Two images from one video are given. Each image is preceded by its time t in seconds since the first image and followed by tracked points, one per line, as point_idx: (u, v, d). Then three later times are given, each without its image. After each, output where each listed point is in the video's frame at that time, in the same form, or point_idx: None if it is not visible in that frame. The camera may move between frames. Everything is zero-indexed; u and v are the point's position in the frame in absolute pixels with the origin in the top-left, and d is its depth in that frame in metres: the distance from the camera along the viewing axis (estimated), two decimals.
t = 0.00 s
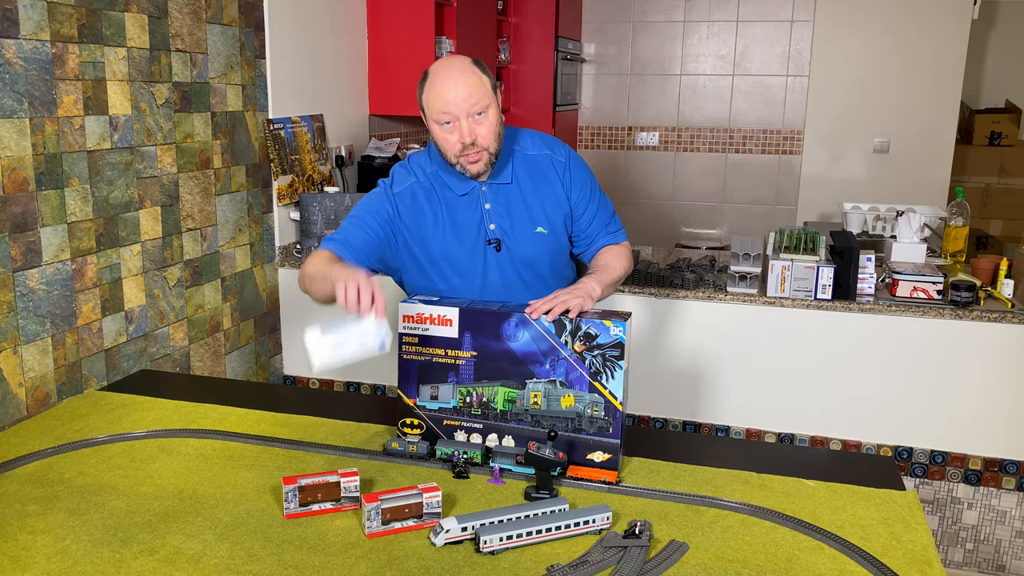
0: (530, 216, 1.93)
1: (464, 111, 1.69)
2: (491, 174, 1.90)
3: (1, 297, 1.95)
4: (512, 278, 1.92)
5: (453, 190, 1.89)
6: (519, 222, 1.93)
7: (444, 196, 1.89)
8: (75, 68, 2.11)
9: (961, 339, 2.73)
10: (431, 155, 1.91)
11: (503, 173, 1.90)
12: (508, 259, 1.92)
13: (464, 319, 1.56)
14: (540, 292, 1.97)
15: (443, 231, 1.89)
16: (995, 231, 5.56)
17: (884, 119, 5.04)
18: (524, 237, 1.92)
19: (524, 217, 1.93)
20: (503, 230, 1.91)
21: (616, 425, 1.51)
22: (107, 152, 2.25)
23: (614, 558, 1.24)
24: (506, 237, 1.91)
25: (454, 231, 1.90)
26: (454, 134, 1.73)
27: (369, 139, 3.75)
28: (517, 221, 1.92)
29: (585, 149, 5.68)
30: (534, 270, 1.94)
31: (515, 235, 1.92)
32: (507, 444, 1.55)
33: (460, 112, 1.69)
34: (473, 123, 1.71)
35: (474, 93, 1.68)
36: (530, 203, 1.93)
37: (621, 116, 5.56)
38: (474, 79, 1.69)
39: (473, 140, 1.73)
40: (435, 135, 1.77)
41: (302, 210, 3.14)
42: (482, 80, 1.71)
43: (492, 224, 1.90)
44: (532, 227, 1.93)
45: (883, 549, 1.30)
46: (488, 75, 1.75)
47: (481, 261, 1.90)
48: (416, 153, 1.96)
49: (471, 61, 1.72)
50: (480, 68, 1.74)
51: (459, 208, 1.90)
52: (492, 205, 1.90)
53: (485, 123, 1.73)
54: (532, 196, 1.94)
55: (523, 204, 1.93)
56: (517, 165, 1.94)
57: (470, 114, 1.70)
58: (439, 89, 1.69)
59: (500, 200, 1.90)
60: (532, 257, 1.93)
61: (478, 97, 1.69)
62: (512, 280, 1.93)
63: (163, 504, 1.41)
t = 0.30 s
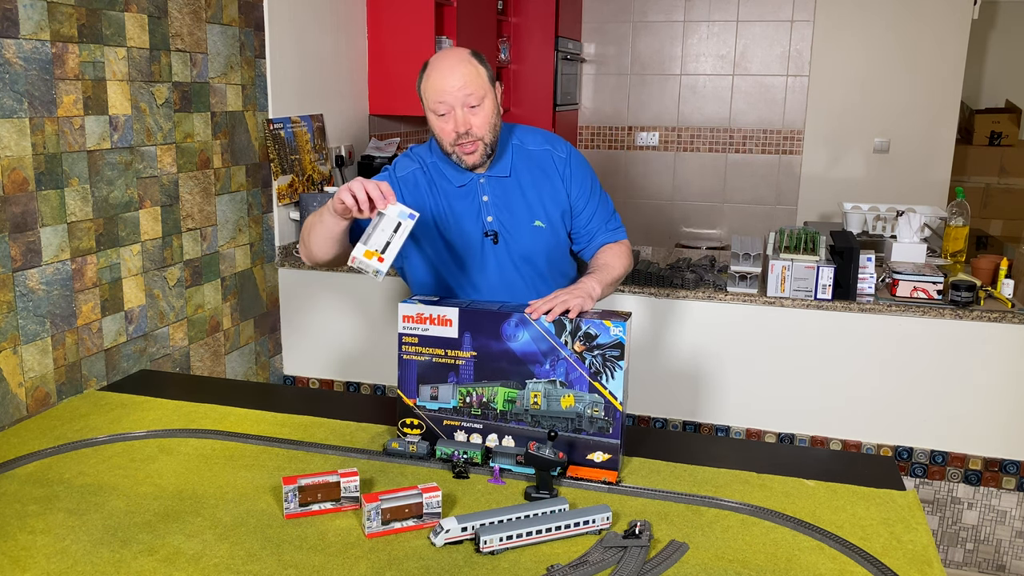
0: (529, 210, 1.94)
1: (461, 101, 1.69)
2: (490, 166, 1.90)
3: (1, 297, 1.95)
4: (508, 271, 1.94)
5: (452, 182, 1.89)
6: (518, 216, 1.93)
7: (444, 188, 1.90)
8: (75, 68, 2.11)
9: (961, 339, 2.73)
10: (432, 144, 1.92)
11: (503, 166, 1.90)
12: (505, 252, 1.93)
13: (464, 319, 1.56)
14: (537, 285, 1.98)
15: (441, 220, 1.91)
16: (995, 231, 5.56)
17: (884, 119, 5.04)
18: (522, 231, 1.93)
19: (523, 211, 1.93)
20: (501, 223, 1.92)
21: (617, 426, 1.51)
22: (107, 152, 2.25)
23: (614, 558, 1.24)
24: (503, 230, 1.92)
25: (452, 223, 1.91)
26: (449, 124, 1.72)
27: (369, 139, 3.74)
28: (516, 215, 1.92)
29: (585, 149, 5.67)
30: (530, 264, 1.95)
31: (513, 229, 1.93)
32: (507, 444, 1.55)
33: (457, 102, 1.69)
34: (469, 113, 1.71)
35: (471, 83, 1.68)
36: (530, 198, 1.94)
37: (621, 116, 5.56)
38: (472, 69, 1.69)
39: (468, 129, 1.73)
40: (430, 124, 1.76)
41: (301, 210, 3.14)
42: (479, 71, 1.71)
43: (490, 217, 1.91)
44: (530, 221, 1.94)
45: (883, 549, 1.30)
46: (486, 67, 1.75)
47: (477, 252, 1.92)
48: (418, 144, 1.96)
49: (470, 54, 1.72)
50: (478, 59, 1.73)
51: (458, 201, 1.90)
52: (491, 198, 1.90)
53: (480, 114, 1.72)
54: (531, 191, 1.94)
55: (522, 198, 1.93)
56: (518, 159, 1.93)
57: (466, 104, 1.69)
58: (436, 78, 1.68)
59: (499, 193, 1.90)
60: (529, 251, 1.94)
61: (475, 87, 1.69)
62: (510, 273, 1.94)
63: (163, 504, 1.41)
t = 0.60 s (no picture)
0: (531, 209, 1.94)
1: (466, 99, 1.69)
2: (493, 164, 1.90)
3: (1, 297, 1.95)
4: (509, 269, 1.94)
5: (454, 180, 1.89)
6: (520, 214, 1.93)
7: (446, 185, 1.90)
8: (75, 68, 2.11)
9: (961, 339, 2.73)
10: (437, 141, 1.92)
11: (505, 165, 1.90)
12: (505, 250, 1.93)
13: (464, 319, 1.56)
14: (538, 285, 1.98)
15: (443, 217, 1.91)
16: (995, 231, 5.56)
17: (884, 119, 5.04)
18: (523, 229, 1.93)
19: (525, 209, 1.93)
20: (502, 222, 1.92)
21: (617, 426, 1.51)
22: (107, 152, 2.25)
23: (614, 558, 1.24)
24: (505, 229, 1.92)
25: (453, 220, 1.91)
26: (453, 121, 1.72)
27: (369, 139, 3.74)
28: (518, 214, 1.93)
29: (585, 149, 5.67)
30: (531, 263, 1.95)
31: (515, 227, 1.93)
32: (507, 444, 1.55)
33: (461, 101, 1.69)
34: (473, 112, 1.71)
35: (476, 82, 1.68)
36: (532, 197, 1.94)
37: (621, 116, 5.56)
38: (478, 68, 1.69)
39: (471, 128, 1.73)
40: (433, 120, 1.76)
41: (301, 210, 3.14)
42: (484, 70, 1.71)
43: (492, 215, 1.91)
44: (532, 220, 1.94)
45: (883, 549, 1.30)
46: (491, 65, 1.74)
47: (478, 250, 1.92)
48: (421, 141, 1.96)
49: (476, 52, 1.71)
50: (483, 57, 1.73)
51: (460, 198, 1.90)
52: (493, 196, 1.90)
53: (485, 113, 1.73)
54: (534, 189, 1.94)
55: (524, 197, 1.93)
56: (520, 158, 1.93)
57: (470, 103, 1.70)
58: (441, 76, 1.68)
59: (501, 191, 1.90)
60: (530, 250, 1.94)
61: (480, 86, 1.69)
62: (510, 273, 1.94)
63: (163, 504, 1.41)
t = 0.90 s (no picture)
0: (532, 213, 1.94)
1: (467, 115, 1.69)
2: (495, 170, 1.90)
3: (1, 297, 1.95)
4: (512, 274, 1.94)
5: (456, 186, 1.89)
6: (521, 219, 1.93)
7: (448, 191, 1.90)
8: (75, 68, 2.11)
9: (962, 339, 2.73)
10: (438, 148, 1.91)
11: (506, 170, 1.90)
12: (508, 256, 1.93)
13: (464, 319, 1.55)
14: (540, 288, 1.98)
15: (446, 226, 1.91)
16: (995, 231, 5.56)
17: (884, 120, 5.04)
18: (525, 234, 1.93)
19: (527, 214, 1.93)
20: (504, 227, 1.92)
21: (617, 426, 1.51)
22: (107, 152, 2.25)
23: (614, 558, 1.24)
24: (507, 233, 1.92)
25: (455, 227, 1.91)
26: (453, 135, 1.72)
27: (369, 139, 3.74)
28: (519, 218, 1.93)
29: (585, 149, 5.67)
30: (534, 267, 1.95)
31: (517, 232, 1.93)
32: (507, 444, 1.55)
33: (462, 116, 1.69)
34: (473, 127, 1.71)
35: (476, 98, 1.68)
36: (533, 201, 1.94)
37: (621, 116, 5.56)
38: (479, 83, 1.69)
39: (472, 143, 1.73)
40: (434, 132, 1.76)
41: (302, 210, 3.15)
42: (486, 84, 1.70)
43: (494, 220, 1.91)
44: (533, 224, 1.94)
45: (883, 549, 1.30)
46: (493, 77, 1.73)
47: (481, 256, 1.92)
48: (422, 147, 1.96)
49: (478, 65, 1.71)
50: (486, 69, 1.73)
51: (462, 204, 1.90)
52: (495, 201, 1.90)
53: (486, 127, 1.73)
54: (535, 194, 1.94)
55: (525, 201, 1.93)
56: (521, 162, 1.93)
57: (471, 118, 1.69)
58: (441, 90, 1.68)
59: (503, 197, 1.91)
60: (532, 254, 1.94)
61: (481, 102, 1.69)
62: (513, 278, 1.94)
63: (163, 504, 1.41)
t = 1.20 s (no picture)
0: (533, 217, 1.94)
1: (467, 123, 1.68)
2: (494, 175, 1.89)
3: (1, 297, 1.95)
4: (515, 280, 1.94)
5: (456, 193, 1.88)
6: (522, 222, 1.93)
7: (449, 199, 1.89)
8: (75, 68, 2.11)
9: (962, 339, 2.73)
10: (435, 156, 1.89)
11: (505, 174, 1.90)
12: (510, 261, 1.93)
13: (464, 318, 1.56)
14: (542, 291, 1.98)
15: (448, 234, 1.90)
16: (995, 231, 5.56)
17: (884, 120, 5.04)
18: (526, 239, 1.93)
19: (526, 218, 1.93)
20: (505, 232, 1.92)
21: (617, 425, 1.51)
22: (107, 152, 2.25)
23: (614, 558, 1.24)
24: (509, 238, 1.92)
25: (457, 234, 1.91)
26: (453, 144, 1.72)
27: (369, 139, 3.74)
28: (520, 223, 1.93)
29: (585, 149, 5.67)
30: (536, 271, 1.95)
31: (518, 236, 1.93)
32: (507, 443, 1.55)
33: (462, 124, 1.68)
34: (474, 135, 1.71)
35: (477, 106, 1.68)
36: (533, 205, 1.94)
37: (621, 115, 5.56)
38: (479, 90, 1.68)
39: (473, 152, 1.72)
40: (434, 141, 1.75)
41: (302, 211, 3.15)
42: (486, 92, 1.70)
43: (495, 225, 1.91)
44: (534, 228, 1.94)
45: (883, 549, 1.30)
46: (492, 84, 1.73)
47: (483, 262, 1.92)
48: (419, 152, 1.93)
49: (477, 72, 1.70)
50: (485, 75, 1.72)
51: (463, 211, 1.90)
52: (495, 206, 1.90)
53: (486, 135, 1.72)
54: (534, 197, 1.94)
55: (525, 204, 1.93)
56: (520, 166, 1.93)
57: (471, 126, 1.69)
58: (441, 99, 1.68)
59: (502, 202, 1.91)
60: (534, 259, 1.94)
61: (481, 110, 1.68)
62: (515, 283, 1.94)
63: (163, 504, 1.41)
